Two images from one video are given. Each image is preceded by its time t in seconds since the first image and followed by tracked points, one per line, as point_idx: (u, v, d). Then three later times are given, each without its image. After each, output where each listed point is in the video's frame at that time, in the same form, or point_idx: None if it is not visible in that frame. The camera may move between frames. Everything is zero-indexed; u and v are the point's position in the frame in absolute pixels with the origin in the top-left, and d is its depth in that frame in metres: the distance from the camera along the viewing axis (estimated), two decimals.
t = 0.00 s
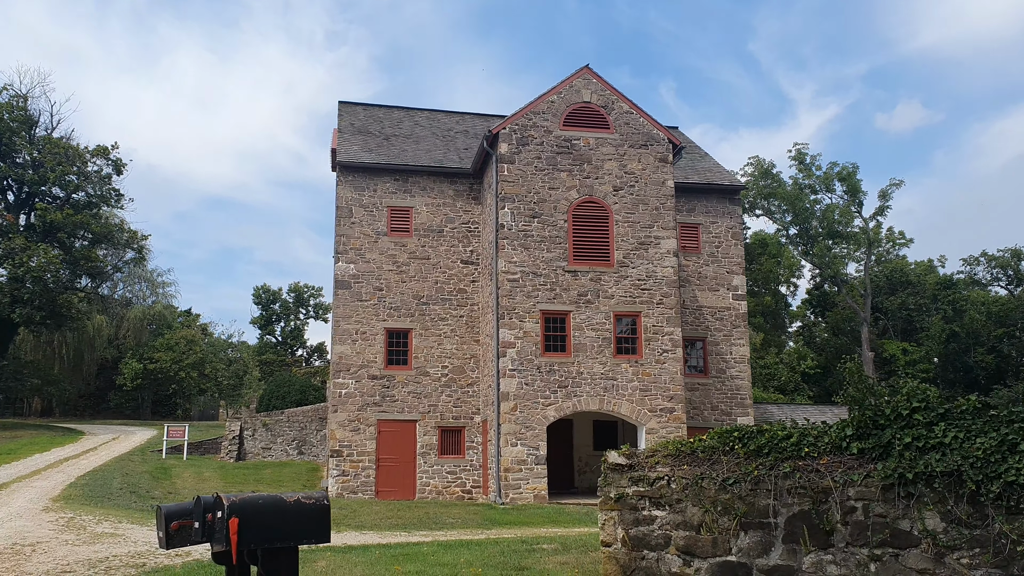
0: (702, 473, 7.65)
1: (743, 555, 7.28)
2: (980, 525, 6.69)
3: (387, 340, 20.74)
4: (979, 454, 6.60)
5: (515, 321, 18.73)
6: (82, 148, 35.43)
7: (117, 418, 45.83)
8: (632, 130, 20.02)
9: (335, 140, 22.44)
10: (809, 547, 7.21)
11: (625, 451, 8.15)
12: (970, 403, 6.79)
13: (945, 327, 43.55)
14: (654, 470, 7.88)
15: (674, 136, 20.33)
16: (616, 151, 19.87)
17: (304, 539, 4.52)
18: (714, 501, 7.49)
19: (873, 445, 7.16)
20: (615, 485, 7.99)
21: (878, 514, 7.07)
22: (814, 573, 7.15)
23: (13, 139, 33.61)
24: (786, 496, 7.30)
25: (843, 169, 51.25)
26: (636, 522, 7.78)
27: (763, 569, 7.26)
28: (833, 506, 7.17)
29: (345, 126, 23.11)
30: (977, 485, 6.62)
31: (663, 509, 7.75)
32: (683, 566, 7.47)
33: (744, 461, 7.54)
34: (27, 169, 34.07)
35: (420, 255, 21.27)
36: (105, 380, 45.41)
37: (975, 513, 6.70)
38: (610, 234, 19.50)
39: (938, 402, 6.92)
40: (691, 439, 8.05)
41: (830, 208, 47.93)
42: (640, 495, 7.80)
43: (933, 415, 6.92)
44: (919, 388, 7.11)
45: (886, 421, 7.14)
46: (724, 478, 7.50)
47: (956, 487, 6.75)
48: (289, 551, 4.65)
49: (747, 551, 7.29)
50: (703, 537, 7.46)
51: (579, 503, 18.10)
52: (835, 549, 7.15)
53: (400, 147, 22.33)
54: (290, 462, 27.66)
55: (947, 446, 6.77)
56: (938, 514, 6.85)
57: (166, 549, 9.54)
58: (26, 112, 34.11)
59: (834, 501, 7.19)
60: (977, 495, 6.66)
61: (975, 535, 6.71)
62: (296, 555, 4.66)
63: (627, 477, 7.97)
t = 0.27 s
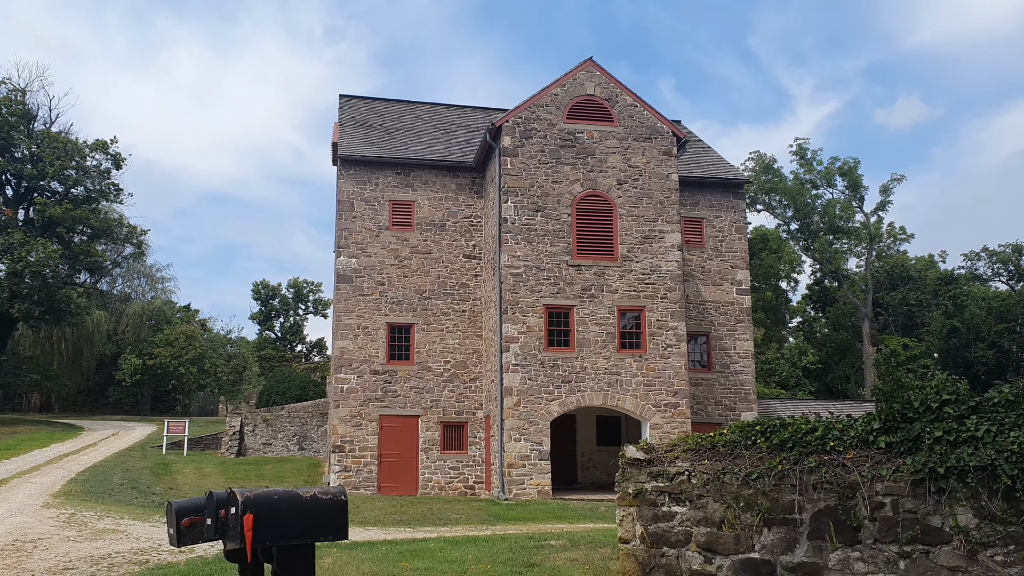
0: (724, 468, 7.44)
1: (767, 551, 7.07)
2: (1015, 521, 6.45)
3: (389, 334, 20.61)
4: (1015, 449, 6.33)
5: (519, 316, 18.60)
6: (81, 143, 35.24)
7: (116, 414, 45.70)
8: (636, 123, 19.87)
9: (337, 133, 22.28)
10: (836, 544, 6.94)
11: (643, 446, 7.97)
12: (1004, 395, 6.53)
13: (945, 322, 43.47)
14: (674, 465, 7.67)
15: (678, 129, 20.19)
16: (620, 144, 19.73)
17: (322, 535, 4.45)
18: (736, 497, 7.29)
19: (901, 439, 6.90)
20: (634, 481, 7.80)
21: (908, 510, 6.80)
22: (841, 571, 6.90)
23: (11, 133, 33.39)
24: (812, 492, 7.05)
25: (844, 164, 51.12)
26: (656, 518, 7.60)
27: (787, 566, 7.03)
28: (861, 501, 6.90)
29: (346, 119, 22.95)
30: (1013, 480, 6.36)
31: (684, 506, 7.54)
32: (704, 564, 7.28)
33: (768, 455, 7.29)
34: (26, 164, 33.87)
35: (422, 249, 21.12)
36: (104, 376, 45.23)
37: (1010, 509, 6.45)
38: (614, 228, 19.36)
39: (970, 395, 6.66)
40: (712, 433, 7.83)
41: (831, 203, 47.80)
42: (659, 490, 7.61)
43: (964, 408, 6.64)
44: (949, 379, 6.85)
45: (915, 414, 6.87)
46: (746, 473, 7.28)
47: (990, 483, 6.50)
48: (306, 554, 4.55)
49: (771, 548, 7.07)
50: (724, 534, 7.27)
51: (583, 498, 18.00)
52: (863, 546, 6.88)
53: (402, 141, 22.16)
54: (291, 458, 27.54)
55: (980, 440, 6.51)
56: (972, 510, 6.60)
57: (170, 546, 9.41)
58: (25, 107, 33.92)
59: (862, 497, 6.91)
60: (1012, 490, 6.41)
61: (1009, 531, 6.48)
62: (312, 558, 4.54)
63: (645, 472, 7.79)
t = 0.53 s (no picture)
0: (745, 465, 7.17)
1: (789, 550, 6.82)
2: None
3: (391, 327, 20.48)
4: None
5: (522, 309, 18.47)
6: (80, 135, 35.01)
7: (116, 407, 45.61)
8: (641, 114, 19.71)
9: (338, 125, 22.11)
10: (861, 543, 6.66)
11: (661, 442, 7.68)
12: None
13: (946, 315, 43.40)
14: (693, 461, 7.39)
15: (683, 120, 20.03)
16: (624, 136, 19.58)
17: (339, 538, 4.31)
18: (758, 495, 7.04)
19: (929, 436, 6.61)
20: (651, 478, 7.47)
21: (937, 508, 6.49)
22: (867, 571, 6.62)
23: (9, 125, 33.15)
24: (836, 489, 6.78)
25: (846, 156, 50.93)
26: (675, 516, 7.31)
27: (811, 566, 6.78)
28: (888, 499, 6.62)
29: (347, 111, 22.76)
30: None
31: (703, 504, 7.26)
32: (725, 563, 7.02)
33: (791, 452, 7.05)
34: (25, 156, 33.65)
35: (425, 242, 20.97)
36: (104, 369, 45.09)
37: None
38: (618, 220, 19.23)
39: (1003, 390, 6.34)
40: (732, 430, 7.60)
41: (833, 196, 47.61)
42: (677, 487, 7.32)
43: (996, 403, 6.32)
44: (979, 374, 6.53)
45: (945, 410, 6.57)
46: (768, 470, 7.02)
47: None
48: (323, 555, 4.44)
49: (794, 547, 6.82)
50: (746, 532, 7.01)
51: (587, 492, 17.92)
52: (890, 545, 6.59)
53: (403, 132, 21.99)
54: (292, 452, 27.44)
55: (1013, 437, 6.19)
56: (1004, 509, 6.29)
57: (173, 541, 9.30)
58: (23, 99, 33.68)
59: (889, 495, 6.62)
60: None
61: None
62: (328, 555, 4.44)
63: (663, 469, 7.47)
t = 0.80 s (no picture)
0: (769, 456, 6.77)
1: (814, 543, 6.41)
2: None
3: (394, 319, 20.35)
4: None
5: (526, 300, 18.34)
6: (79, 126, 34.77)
7: (116, 399, 45.46)
8: (645, 104, 19.57)
9: (339, 115, 21.93)
10: (891, 537, 6.23)
11: (682, 433, 7.42)
12: None
13: (948, 308, 43.35)
14: (714, 453, 7.07)
15: (687, 110, 19.89)
16: (628, 126, 19.43)
17: (360, 531, 4.11)
18: (782, 487, 6.63)
19: (961, 426, 6.11)
20: (671, 470, 7.22)
21: (971, 501, 6.03)
22: (898, 566, 6.20)
23: (8, 117, 32.92)
24: (863, 481, 6.35)
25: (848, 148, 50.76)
26: (696, 508, 7.04)
27: (838, 560, 6.37)
28: (917, 492, 6.17)
29: (348, 101, 22.57)
30: None
31: (725, 496, 6.94)
32: (747, 557, 6.68)
33: (816, 442, 6.62)
34: (24, 147, 33.41)
35: (427, 234, 20.81)
36: (103, 361, 44.93)
37: None
38: (623, 211, 19.09)
39: None
40: (755, 420, 7.26)
41: (835, 188, 47.38)
42: (698, 479, 7.04)
43: None
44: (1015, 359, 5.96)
45: (977, 399, 6.04)
46: (793, 460, 6.60)
47: None
48: (340, 551, 4.24)
49: (819, 540, 6.42)
50: (770, 525, 6.63)
51: (591, 485, 17.82)
52: (921, 539, 6.15)
53: (405, 122, 21.82)
54: (293, 444, 27.32)
55: None
56: None
57: (175, 535, 9.15)
58: (22, 90, 33.47)
59: (919, 487, 6.18)
60: None
61: None
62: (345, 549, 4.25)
63: (684, 460, 7.22)
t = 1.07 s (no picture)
0: (798, 455, 6.53)
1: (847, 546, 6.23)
2: None
3: (396, 316, 20.18)
4: None
5: (531, 297, 18.18)
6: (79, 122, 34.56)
7: (116, 397, 45.27)
8: (650, 99, 19.40)
9: (341, 110, 21.74)
10: (927, 538, 6.08)
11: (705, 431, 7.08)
12: None
13: (950, 304, 42.82)
14: (741, 452, 6.77)
15: (693, 105, 19.72)
16: (633, 120, 19.26)
17: (378, 534, 4.28)
18: (812, 487, 6.43)
19: (1000, 425, 5.98)
20: (694, 469, 6.88)
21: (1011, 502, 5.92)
22: (934, 568, 6.04)
23: (7, 113, 32.70)
24: (898, 481, 6.18)
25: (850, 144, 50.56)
26: (721, 510, 6.73)
27: (871, 563, 6.19)
28: (955, 493, 6.02)
29: (350, 96, 22.39)
30: None
31: (752, 496, 6.66)
32: (776, 559, 6.45)
33: (847, 441, 6.42)
34: (23, 143, 33.20)
35: (430, 229, 20.64)
36: (103, 359, 44.75)
37: None
38: (628, 206, 18.93)
39: None
40: (781, 416, 6.95)
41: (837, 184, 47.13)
42: (724, 480, 6.73)
43: None
44: None
45: (1016, 397, 5.92)
46: (824, 460, 6.39)
47: None
48: (359, 556, 4.38)
49: (851, 542, 6.24)
50: (799, 527, 6.42)
51: (596, 483, 17.68)
52: (958, 541, 6.00)
53: (408, 117, 21.63)
54: (295, 442, 27.17)
55: None
56: None
57: (179, 535, 9.00)
58: (21, 85, 33.25)
59: (957, 488, 6.03)
60: None
61: None
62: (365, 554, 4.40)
63: (709, 460, 6.86)
